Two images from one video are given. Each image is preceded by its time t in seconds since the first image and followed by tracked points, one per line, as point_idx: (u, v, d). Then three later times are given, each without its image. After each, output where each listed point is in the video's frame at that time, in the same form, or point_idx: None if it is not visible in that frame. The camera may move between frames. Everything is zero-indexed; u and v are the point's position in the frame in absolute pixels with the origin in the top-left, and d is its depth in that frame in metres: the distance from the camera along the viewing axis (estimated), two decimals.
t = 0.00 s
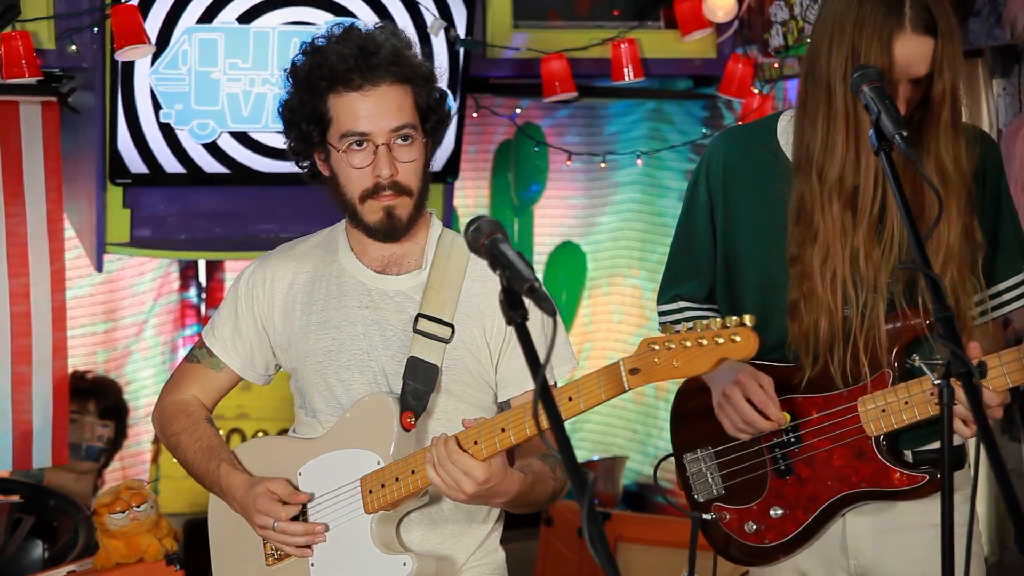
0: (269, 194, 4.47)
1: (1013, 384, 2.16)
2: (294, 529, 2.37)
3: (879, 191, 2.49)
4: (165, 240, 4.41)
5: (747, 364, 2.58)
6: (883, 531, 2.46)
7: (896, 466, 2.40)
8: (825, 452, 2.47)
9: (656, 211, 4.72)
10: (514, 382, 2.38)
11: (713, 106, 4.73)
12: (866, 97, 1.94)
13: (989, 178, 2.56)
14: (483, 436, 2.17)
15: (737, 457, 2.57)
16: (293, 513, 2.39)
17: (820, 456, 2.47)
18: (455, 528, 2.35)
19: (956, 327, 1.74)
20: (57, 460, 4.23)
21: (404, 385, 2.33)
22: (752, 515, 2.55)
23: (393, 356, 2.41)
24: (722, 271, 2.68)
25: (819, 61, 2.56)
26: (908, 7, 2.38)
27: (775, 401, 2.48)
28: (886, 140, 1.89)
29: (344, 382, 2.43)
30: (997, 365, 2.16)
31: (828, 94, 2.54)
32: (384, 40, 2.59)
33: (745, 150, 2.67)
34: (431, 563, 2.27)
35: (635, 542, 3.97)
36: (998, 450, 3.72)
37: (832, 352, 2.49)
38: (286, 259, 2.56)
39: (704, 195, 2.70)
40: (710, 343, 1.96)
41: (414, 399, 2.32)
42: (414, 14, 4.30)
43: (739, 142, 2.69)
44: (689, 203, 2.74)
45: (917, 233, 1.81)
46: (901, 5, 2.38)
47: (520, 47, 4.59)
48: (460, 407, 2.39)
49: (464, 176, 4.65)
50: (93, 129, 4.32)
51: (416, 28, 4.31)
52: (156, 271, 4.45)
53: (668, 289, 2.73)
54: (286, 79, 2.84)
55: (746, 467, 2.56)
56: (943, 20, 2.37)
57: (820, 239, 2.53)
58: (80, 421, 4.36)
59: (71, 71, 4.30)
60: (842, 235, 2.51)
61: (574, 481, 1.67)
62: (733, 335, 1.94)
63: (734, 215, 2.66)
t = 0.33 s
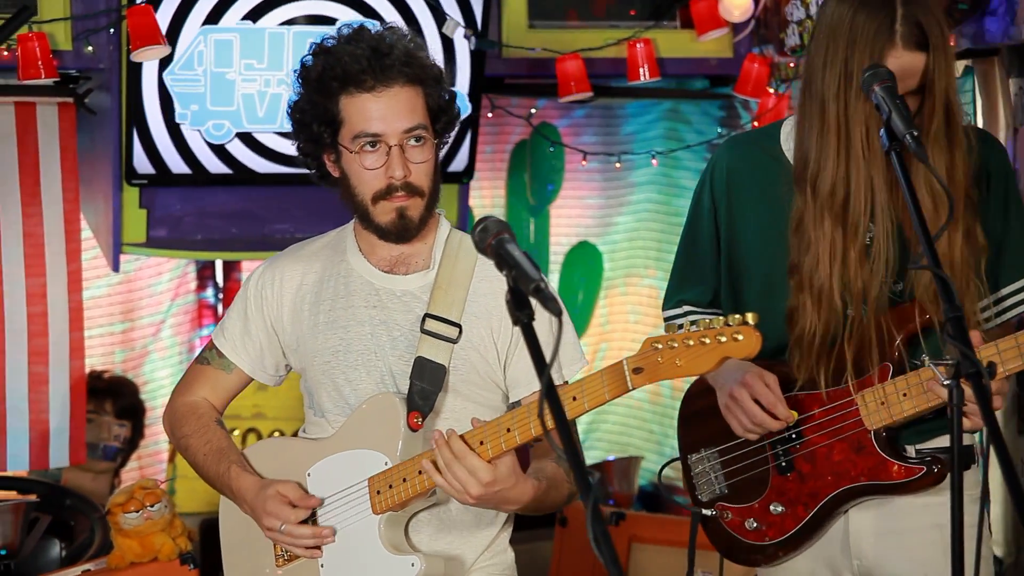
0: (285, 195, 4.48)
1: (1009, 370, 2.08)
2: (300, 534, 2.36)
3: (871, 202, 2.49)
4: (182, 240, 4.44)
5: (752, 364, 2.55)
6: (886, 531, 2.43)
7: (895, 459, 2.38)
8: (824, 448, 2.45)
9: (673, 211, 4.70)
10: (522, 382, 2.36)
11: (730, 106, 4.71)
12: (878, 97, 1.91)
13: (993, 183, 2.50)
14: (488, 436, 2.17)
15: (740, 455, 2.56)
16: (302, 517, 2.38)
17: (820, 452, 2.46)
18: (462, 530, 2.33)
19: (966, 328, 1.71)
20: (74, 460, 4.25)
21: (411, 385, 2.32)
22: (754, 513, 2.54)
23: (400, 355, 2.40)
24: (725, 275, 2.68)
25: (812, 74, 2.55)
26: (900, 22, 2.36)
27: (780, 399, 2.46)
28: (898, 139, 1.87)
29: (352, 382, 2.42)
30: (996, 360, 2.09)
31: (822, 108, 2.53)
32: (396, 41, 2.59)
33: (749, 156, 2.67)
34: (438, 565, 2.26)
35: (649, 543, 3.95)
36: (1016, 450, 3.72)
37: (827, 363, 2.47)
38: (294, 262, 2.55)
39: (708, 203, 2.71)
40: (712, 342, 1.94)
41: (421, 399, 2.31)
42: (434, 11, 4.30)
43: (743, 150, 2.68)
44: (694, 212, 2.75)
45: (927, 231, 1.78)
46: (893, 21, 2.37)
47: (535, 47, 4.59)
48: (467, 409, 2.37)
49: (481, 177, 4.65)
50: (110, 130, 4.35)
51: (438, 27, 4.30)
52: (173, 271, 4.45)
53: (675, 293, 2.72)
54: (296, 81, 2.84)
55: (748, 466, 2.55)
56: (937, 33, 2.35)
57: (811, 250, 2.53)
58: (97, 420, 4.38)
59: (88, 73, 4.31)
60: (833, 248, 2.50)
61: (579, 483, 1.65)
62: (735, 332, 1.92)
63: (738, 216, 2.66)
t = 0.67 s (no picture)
0: (294, 196, 4.48)
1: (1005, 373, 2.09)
2: (302, 531, 2.35)
3: (848, 201, 2.48)
4: (191, 243, 4.44)
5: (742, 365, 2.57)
6: (883, 534, 2.42)
7: (886, 457, 2.36)
8: (820, 447, 2.45)
9: (682, 212, 4.70)
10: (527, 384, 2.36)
11: (740, 108, 4.72)
12: (880, 100, 1.90)
13: (993, 185, 2.48)
14: (489, 438, 2.17)
15: (736, 456, 2.56)
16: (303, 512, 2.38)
17: (816, 451, 2.45)
18: (462, 533, 2.33)
19: (967, 328, 1.70)
20: (84, 462, 4.28)
21: (413, 387, 2.32)
22: (750, 514, 2.53)
23: (404, 357, 2.40)
24: (726, 279, 2.70)
25: (797, 77, 2.58)
26: (879, 20, 2.40)
27: (770, 403, 2.47)
28: (900, 140, 1.86)
29: (356, 385, 2.41)
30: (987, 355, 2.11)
31: (806, 112, 2.55)
32: (404, 39, 2.59)
33: (748, 161, 2.72)
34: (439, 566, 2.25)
35: (654, 544, 3.94)
36: None
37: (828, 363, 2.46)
38: (298, 262, 2.56)
39: (709, 211, 2.75)
40: (711, 345, 1.92)
41: (423, 401, 2.31)
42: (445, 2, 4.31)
43: (744, 156, 2.74)
44: (696, 222, 2.78)
45: (929, 232, 1.77)
46: (872, 18, 2.40)
47: (543, 49, 4.59)
48: (470, 413, 2.36)
49: (491, 179, 4.65)
50: (118, 132, 4.37)
51: (449, 26, 4.32)
52: (183, 273, 4.48)
53: (676, 300, 2.75)
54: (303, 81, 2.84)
55: (745, 467, 2.55)
56: (918, 30, 2.37)
57: (797, 248, 2.56)
58: (107, 422, 4.39)
59: (97, 75, 4.34)
60: (816, 247, 2.52)
61: (576, 484, 1.63)
62: (734, 336, 1.90)
63: (738, 225, 2.70)
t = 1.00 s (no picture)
0: (295, 199, 4.50)
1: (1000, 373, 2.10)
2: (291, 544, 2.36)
3: (833, 197, 2.52)
4: (193, 244, 4.45)
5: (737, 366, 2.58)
6: (880, 534, 2.42)
7: (881, 453, 2.36)
8: (817, 446, 2.45)
9: (685, 213, 4.70)
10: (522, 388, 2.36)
11: (743, 109, 4.72)
12: (874, 100, 1.90)
13: (989, 186, 2.49)
14: (485, 441, 2.17)
15: (733, 457, 2.56)
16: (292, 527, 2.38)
17: (813, 451, 2.45)
18: (459, 534, 2.33)
19: (959, 330, 1.70)
20: (85, 463, 4.27)
21: (410, 389, 2.32)
22: (749, 514, 2.54)
23: (400, 360, 2.40)
24: (723, 282, 2.71)
25: (788, 75, 2.62)
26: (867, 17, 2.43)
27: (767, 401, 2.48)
28: (894, 141, 1.86)
29: (352, 386, 2.41)
30: (981, 351, 2.11)
31: (794, 109, 2.60)
32: (398, 43, 2.59)
33: (745, 165, 2.74)
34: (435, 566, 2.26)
35: (654, 545, 3.94)
36: None
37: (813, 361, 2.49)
38: (297, 262, 2.56)
39: (706, 216, 2.76)
40: (705, 346, 1.94)
41: (420, 403, 2.31)
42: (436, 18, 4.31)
43: (739, 160, 2.75)
44: (694, 227, 2.79)
45: (923, 236, 1.76)
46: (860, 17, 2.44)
47: (544, 50, 4.59)
48: (466, 416, 2.36)
49: (494, 179, 4.65)
50: (119, 133, 4.39)
51: (447, 30, 4.32)
52: (186, 275, 4.47)
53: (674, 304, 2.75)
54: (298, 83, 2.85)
55: (743, 468, 2.55)
56: (907, 28, 2.41)
57: (780, 245, 2.59)
58: (109, 423, 4.41)
59: (98, 77, 4.36)
60: (799, 242, 2.55)
61: (564, 486, 1.64)
62: (727, 337, 1.92)
63: (735, 229, 2.71)
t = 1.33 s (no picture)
0: (300, 199, 4.51)
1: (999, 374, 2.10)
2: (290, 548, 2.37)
3: (835, 194, 2.52)
4: (198, 244, 4.47)
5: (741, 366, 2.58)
6: (884, 533, 2.42)
7: (886, 453, 2.37)
8: (821, 446, 2.44)
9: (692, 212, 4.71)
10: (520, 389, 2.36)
11: (749, 108, 4.71)
12: (872, 99, 1.90)
13: (990, 182, 2.48)
14: (485, 442, 2.17)
15: (737, 458, 2.56)
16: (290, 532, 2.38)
17: (817, 451, 2.45)
18: (460, 533, 2.33)
19: (955, 330, 1.70)
20: (90, 461, 4.27)
21: (410, 390, 2.32)
22: (754, 515, 2.53)
23: (399, 360, 2.41)
24: (725, 280, 2.70)
25: (787, 72, 2.61)
26: (866, 9, 2.44)
27: (768, 405, 2.47)
28: (891, 140, 1.86)
29: (351, 386, 2.42)
30: (984, 352, 2.11)
31: (794, 104, 2.59)
32: (394, 45, 2.59)
33: (746, 164, 2.73)
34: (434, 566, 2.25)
35: (659, 545, 3.94)
36: None
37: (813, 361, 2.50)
38: (297, 261, 2.57)
39: (707, 212, 2.75)
40: (708, 352, 1.94)
41: (420, 404, 2.31)
42: (444, 16, 4.31)
43: (740, 158, 2.74)
44: (694, 224, 2.79)
45: (920, 233, 1.76)
46: (858, 9, 2.44)
47: (545, 50, 4.58)
48: (465, 416, 2.37)
49: (500, 179, 4.65)
50: (125, 134, 4.41)
51: (450, 30, 4.31)
52: (193, 274, 4.49)
53: (676, 303, 2.75)
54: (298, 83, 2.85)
55: (747, 468, 2.55)
56: (906, 21, 2.41)
57: (783, 244, 2.58)
58: (115, 422, 4.41)
59: (103, 77, 4.36)
60: (802, 240, 2.55)
61: (554, 485, 1.63)
62: (730, 343, 1.92)
63: (736, 227, 2.71)
